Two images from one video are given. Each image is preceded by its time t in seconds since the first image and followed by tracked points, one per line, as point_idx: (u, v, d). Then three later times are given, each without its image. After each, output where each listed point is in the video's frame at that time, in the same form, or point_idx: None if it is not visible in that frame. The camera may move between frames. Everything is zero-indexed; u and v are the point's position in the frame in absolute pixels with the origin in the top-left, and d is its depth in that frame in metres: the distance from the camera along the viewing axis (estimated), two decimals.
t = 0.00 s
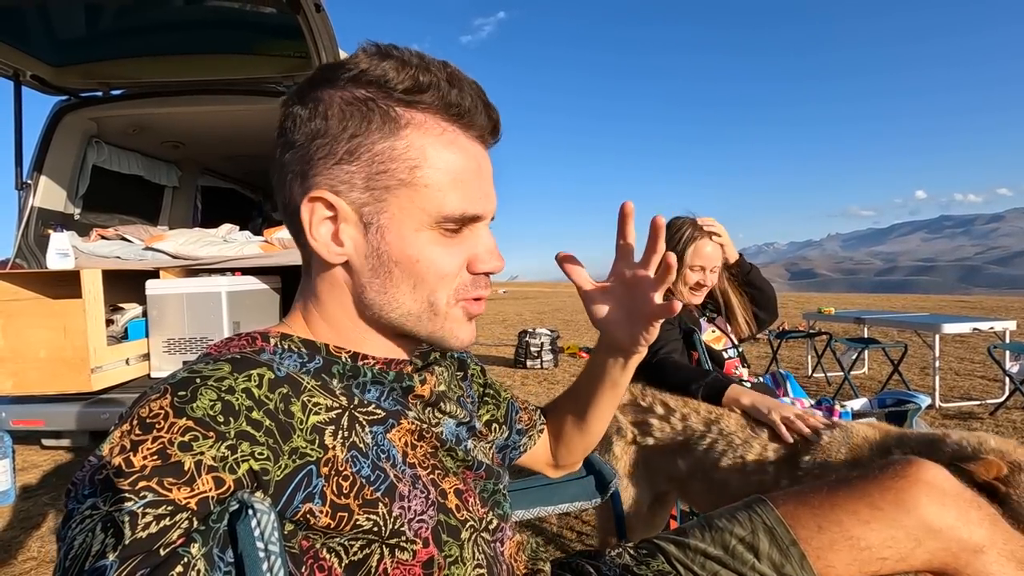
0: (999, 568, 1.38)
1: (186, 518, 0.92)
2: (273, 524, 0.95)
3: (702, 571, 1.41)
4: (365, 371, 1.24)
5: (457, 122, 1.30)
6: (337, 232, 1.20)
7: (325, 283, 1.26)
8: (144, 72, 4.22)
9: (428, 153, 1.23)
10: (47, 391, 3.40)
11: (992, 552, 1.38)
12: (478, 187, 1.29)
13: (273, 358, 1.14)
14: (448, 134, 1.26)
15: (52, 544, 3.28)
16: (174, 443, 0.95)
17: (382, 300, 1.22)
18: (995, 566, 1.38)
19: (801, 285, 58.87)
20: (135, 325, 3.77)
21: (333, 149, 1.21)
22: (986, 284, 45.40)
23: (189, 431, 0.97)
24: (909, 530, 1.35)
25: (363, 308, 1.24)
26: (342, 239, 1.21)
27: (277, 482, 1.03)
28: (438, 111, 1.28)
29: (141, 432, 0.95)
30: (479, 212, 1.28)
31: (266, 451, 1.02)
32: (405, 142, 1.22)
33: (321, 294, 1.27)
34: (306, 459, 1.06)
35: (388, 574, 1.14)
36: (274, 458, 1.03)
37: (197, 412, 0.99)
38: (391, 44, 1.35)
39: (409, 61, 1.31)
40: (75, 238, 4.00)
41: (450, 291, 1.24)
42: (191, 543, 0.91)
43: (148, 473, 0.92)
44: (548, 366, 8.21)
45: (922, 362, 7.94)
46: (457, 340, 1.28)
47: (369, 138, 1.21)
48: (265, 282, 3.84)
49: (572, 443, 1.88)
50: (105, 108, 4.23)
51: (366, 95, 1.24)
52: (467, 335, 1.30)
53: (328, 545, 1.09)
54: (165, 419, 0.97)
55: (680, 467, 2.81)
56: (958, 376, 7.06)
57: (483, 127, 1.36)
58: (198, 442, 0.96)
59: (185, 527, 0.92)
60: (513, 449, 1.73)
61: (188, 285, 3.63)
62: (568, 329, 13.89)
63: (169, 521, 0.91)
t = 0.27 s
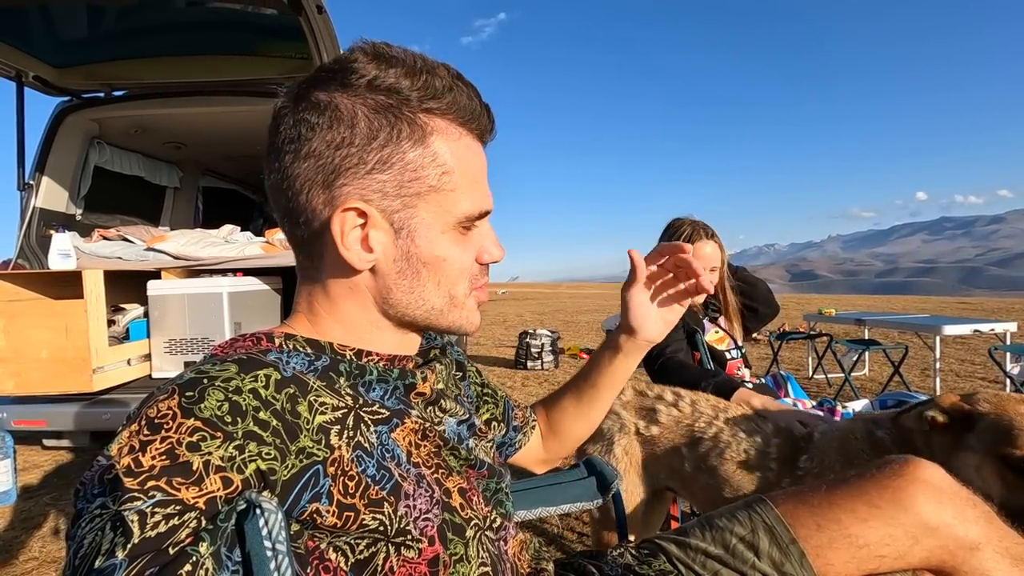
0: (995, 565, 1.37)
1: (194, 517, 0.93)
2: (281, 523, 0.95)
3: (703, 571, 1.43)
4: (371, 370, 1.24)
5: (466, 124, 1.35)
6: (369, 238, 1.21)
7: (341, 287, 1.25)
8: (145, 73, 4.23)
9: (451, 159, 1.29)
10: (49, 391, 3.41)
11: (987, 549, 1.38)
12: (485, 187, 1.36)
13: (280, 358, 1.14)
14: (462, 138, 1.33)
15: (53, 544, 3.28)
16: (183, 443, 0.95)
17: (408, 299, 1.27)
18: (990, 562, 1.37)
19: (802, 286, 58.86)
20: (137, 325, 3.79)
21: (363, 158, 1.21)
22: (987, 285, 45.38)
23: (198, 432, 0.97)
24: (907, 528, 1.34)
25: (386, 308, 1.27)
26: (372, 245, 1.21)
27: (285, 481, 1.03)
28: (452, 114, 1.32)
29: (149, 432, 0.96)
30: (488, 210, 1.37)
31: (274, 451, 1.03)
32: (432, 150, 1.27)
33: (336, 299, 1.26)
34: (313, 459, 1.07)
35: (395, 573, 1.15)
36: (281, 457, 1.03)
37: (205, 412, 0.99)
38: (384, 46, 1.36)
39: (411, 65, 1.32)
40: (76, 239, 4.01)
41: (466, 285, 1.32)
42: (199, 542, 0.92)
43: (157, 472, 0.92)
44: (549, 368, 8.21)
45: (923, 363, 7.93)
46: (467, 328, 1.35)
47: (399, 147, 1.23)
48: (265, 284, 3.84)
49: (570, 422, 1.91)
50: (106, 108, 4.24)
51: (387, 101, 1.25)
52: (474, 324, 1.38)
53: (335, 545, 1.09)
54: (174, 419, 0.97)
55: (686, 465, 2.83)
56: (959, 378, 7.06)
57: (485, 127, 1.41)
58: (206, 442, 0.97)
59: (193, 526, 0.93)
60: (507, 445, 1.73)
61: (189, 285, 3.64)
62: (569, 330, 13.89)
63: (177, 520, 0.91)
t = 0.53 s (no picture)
0: (998, 568, 1.36)
1: (190, 519, 0.93)
2: (278, 524, 0.94)
3: None
4: (367, 370, 1.24)
5: (450, 117, 1.35)
6: (361, 230, 1.21)
7: (336, 283, 1.25)
8: (147, 74, 4.24)
9: (438, 150, 1.29)
10: (49, 391, 3.42)
11: (991, 552, 1.37)
12: (472, 176, 1.36)
13: (278, 359, 1.14)
14: (446, 129, 1.33)
15: (53, 544, 3.28)
16: (179, 445, 0.95)
17: (402, 291, 1.26)
18: (994, 565, 1.36)
19: (802, 288, 58.85)
20: (137, 325, 3.79)
21: (351, 152, 1.21)
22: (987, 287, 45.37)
23: (195, 432, 0.97)
24: (910, 531, 1.35)
25: (381, 301, 1.27)
26: (365, 238, 1.21)
27: (281, 483, 1.03)
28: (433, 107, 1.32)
29: (146, 433, 0.95)
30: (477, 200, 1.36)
31: (271, 452, 1.03)
32: (417, 141, 1.27)
33: (331, 295, 1.26)
34: (310, 460, 1.07)
35: (392, 574, 1.14)
36: (278, 458, 1.03)
37: (202, 414, 0.99)
38: (364, 45, 1.36)
39: (392, 62, 1.32)
40: (77, 239, 4.01)
41: (459, 274, 1.31)
42: (195, 543, 0.91)
43: (153, 474, 0.92)
44: (549, 368, 8.21)
45: (922, 365, 7.94)
46: (462, 320, 1.34)
47: (385, 140, 1.23)
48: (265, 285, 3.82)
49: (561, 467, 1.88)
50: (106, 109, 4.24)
51: (369, 97, 1.25)
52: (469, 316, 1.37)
53: (332, 545, 1.09)
54: (170, 421, 0.97)
55: (696, 463, 2.84)
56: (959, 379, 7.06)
57: (468, 120, 1.41)
58: (203, 444, 0.97)
59: (189, 528, 0.93)
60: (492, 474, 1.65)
61: (190, 285, 3.63)
62: (569, 331, 13.89)
63: (173, 522, 0.92)
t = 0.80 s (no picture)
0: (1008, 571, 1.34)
1: (188, 518, 0.93)
2: (277, 522, 0.94)
3: None
4: (366, 368, 1.24)
5: (435, 107, 1.35)
6: (362, 226, 1.21)
7: (338, 280, 1.25)
8: (148, 74, 4.25)
9: (428, 140, 1.29)
10: (49, 391, 3.41)
11: (1001, 556, 1.34)
12: (463, 165, 1.37)
13: (276, 358, 1.13)
14: (433, 120, 1.33)
15: (53, 544, 3.28)
16: (177, 445, 0.95)
17: (405, 282, 1.27)
18: (1004, 569, 1.34)
19: (803, 289, 58.83)
20: (137, 325, 3.80)
21: (344, 149, 1.21)
22: (988, 289, 45.34)
23: (192, 432, 0.97)
24: (917, 533, 1.33)
25: (384, 294, 1.27)
26: (365, 233, 1.22)
27: (281, 481, 1.03)
28: (419, 98, 1.32)
29: (144, 434, 0.95)
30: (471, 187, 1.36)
31: (270, 451, 1.03)
32: (408, 133, 1.27)
33: (333, 293, 1.26)
34: (310, 459, 1.06)
35: (391, 572, 1.14)
36: (277, 457, 1.03)
37: (200, 414, 0.99)
38: (345, 44, 1.35)
39: (375, 58, 1.31)
40: (78, 239, 4.01)
41: (460, 261, 1.32)
42: (193, 542, 0.92)
43: (151, 474, 0.92)
44: (550, 369, 8.21)
45: (924, 366, 7.92)
46: (464, 306, 1.35)
47: (377, 135, 1.23)
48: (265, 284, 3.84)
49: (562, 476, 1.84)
50: (107, 109, 4.24)
51: (357, 93, 1.25)
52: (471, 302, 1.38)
53: (332, 545, 1.09)
54: (168, 421, 0.97)
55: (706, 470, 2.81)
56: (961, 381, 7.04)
57: (453, 109, 1.42)
58: (201, 443, 0.97)
59: (187, 527, 0.92)
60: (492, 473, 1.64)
61: (190, 285, 3.63)
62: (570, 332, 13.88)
63: (171, 522, 0.91)
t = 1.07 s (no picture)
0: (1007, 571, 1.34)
1: (194, 517, 0.93)
2: (283, 521, 0.94)
3: None
4: (370, 369, 1.24)
5: (440, 110, 1.36)
6: (369, 228, 1.21)
7: (345, 282, 1.26)
8: (146, 75, 4.24)
9: (434, 143, 1.30)
10: (50, 391, 3.42)
11: (1000, 556, 1.35)
12: (468, 167, 1.37)
13: (281, 359, 1.14)
14: (439, 122, 1.34)
15: (54, 544, 3.28)
16: (183, 444, 0.95)
17: (411, 284, 1.27)
18: (1003, 569, 1.34)
19: (804, 290, 58.80)
20: (138, 325, 3.80)
21: (352, 152, 1.21)
22: (989, 290, 45.30)
23: (199, 432, 0.97)
24: (917, 534, 1.33)
25: (389, 296, 1.28)
26: (372, 235, 1.22)
27: (286, 482, 1.03)
28: (424, 101, 1.33)
29: (151, 433, 0.96)
30: (475, 189, 1.37)
31: (276, 451, 1.03)
32: (414, 136, 1.27)
33: (340, 295, 1.26)
34: (315, 459, 1.07)
35: (394, 573, 1.15)
36: (283, 457, 1.03)
37: (207, 414, 0.99)
38: (351, 45, 1.36)
39: (381, 61, 1.32)
40: (79, 238, 4.02)
41: (464, 263, 1.32)
42: (199, 540, 0.92)
43: (157, 473, 0.92)
44: (550, 370, 8.21)
45: (925, 367, 7.91)
46: (469, 309, 1.36)
47: (385, 137, 1.24)
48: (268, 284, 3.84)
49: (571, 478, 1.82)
50: (108, 109, 4.27)
51: (364, 96, 1.25)
52: (475, 304, 1.39)
53: (336, 545, 1.10)
54: (174, 421, 0.97)
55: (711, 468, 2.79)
56: (961, 382, 7.03)
57: (457, 111, 1.43)
58: (207, 443, 0.97)
59: (193, 526, 0.93)
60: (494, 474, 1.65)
61: (191, 285, 3.64)
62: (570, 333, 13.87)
63: (177, 521, 0.91)
